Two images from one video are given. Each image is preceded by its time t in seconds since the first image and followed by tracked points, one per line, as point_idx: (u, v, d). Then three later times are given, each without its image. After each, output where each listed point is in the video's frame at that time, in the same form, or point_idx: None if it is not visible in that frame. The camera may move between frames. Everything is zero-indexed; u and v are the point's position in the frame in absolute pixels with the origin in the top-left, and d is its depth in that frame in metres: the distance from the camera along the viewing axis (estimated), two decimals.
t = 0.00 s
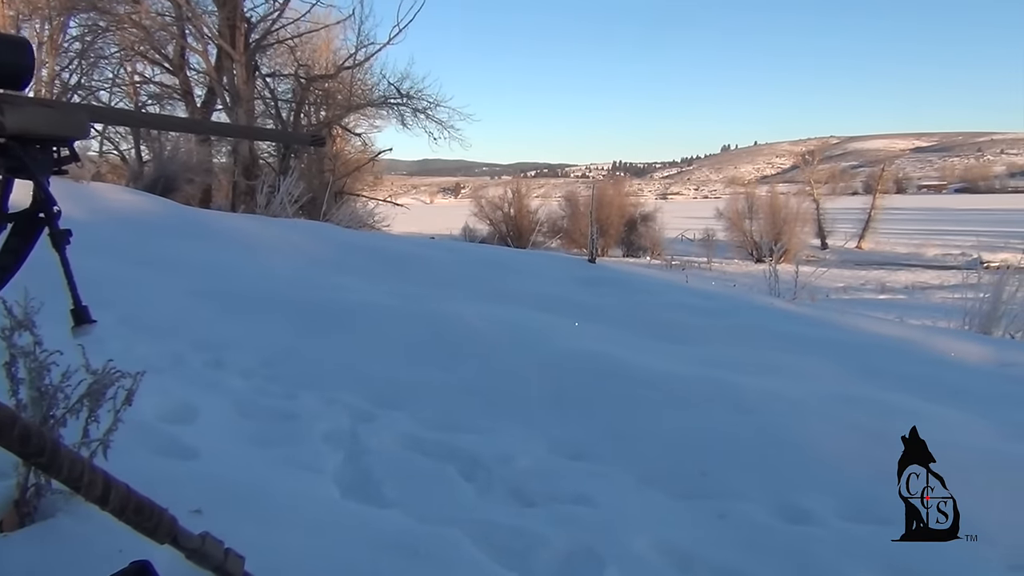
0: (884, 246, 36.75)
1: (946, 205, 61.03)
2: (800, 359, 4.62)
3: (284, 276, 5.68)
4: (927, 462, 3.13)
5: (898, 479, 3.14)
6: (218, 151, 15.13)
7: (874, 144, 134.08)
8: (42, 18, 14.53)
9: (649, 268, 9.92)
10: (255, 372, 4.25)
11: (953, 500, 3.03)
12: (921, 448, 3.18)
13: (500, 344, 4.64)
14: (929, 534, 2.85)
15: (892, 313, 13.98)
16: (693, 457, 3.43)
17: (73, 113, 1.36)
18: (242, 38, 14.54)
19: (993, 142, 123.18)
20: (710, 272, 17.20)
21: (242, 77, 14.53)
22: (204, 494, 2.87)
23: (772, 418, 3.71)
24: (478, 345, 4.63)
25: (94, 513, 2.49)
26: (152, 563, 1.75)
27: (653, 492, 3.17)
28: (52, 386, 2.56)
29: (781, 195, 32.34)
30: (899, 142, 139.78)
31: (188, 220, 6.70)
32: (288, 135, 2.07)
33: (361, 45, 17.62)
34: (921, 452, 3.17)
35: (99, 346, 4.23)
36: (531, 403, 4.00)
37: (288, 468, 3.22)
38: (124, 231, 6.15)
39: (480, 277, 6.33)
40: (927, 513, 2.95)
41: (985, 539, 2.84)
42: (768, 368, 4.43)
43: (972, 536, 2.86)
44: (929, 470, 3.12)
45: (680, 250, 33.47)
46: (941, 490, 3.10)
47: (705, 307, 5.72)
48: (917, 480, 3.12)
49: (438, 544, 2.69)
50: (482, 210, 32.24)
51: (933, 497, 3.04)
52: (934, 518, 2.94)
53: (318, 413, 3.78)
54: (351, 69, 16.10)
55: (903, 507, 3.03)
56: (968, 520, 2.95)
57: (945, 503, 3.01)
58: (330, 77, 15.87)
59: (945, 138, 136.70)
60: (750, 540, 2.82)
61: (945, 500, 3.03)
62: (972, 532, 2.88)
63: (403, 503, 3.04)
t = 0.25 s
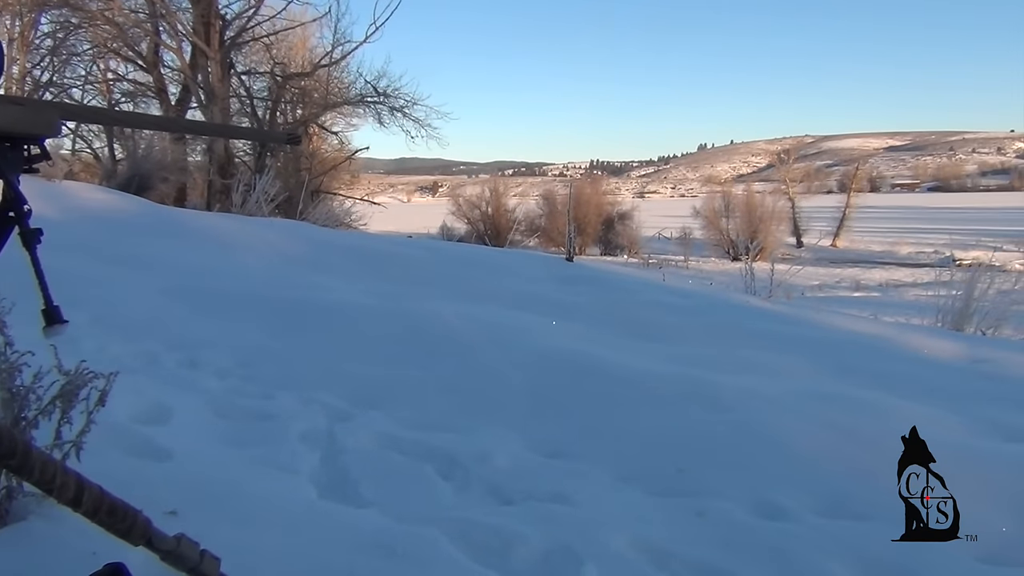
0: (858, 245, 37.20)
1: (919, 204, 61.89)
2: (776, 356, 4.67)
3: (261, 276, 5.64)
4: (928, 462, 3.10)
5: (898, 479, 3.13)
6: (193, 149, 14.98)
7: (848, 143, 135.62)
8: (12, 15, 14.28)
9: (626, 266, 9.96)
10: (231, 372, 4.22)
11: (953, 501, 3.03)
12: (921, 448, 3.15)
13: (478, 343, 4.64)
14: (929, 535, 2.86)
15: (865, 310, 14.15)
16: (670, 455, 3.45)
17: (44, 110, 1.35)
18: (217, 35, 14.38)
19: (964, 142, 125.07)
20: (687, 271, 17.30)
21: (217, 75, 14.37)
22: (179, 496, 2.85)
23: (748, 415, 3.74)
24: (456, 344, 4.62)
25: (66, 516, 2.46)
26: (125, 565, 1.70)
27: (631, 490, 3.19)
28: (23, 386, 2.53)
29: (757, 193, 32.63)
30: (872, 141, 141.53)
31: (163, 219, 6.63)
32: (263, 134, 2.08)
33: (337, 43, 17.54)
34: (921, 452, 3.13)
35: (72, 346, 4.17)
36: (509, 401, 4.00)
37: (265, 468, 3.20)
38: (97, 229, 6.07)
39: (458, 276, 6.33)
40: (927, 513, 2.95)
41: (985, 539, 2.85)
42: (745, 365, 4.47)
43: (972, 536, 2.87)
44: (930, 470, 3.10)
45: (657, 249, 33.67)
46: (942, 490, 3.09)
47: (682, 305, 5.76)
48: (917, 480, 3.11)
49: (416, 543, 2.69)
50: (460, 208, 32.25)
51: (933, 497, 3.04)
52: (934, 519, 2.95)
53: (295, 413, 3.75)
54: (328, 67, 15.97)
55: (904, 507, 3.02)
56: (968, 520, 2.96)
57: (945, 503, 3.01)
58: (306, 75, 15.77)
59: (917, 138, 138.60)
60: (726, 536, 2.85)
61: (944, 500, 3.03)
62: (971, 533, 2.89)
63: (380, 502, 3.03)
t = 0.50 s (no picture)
0: (832, 242, 37.65)
1: (892, 202, 62.80)
2: (751, 353, 4.72)
3: (236, 275, 5.59)
4: (927, 462, 3.12)
5: (898, 479, 3.14)
6: (167, 147, 14.83)
7: (822, 141, 137.17)
8: None
9: (603, 264, 10.00)
10: (205, 371, 4.18)
11: (953, 501, 3.03)
12: (920, 447, 3.17)
13: (455, 341, 4.63)
14: (928, 534, 2.86)
15: (839, 307, 14.34)
16: (647, 452, 3.48)
17: (14, 110, 1.39)
18: (191, 32, 14.22)
19: (935, 140, 126.99)
20: (663, 269, 17.41)
21: (190, 72, 14.26)
22: (153, 497, 2.82)
23: (724, 412, 3.78)
24: (433, 342, 4.62)
25: (37, 518, 2.43)
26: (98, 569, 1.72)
27: (608, 487, 3.21)
28: None
29: (732, 191, 32.91)
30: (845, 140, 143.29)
31: (136, 218, 6.54)
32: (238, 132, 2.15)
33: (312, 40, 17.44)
34: (921, 451, 3.15)
35: (42, 346, 4.11)
36: (487, 399, 4.01)
37: (241, 469, 3.17)
38: (69, 228, 5.99)
39: (435, 274, 6.32)
40: (927, 513, 2.96)
41: (985, 539, 2.85)
42: (720, 362, 4.52)
43: (972, 536, 2.87)
44: (929, 470, 3.11)
45: (634, 247, 33.89)
46: (942, 490, 3.09)
47: (657, 303, 5.80)
48: (917, 480, 3.12)
49: (394, 543, 2.68)
50: (436, 206, 32.23)
51: (933, 497, 3.05)
52: (934, 518, 2.95)
53: (271, 413, 3.73)
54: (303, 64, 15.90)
55: (903, 507, 3.03)
56: (968, 520, 2.96)
57: (944, 503, 3.02)
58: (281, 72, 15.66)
59: (889, 136, 140.47)
60: (701, 532, 2.87)
61: (944, 500, 3.03)
62: (972, 533, 2.89)
63: (357, 501, 3.02)
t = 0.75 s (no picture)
0: (811, 239, 37.99)
1: (869, 199, 63.51)
2: (730, 349, 4.76)
3: (216, 273, 5.54)
4: (927, 462, 3.13)
5: (898, 479, 3.14)
6: (144, 144, 14.68)
7: (800, 139, 138.36)
8: None
9: (584, 261, 10.03)
10: (184, 370, 4.14)
11: (953, 500, 3.04)
12: (920, 445, 3.18)
13: (436, 338, 4.63)
14: (929, 534, 2.88)
15: (818, 304, 14.48)
16: (627, 448, 3.50)
17: None
18: (168, 28, 14.07)
19: (911, 138, 128.49)
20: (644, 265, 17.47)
21: (168, 68, 14.14)
22: (131, 497, 2.80)
23: (704, 408, 3.80)
24: (414, 340, 4.61)
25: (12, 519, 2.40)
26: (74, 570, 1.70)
27: (588, 483, 3.23)
28: None
29: (712, 188, 33.11)
30: (823, 137, 144.48)
31: (113, 215, 6.47)
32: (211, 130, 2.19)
33: (291, 36, 17.32)
34: (921, 450, 3.16)
35: (18, 345, 4.05)
36: (468, 397, 4.00)
37: (220, 467, 3.15)
38: (44, 225, 5.90)
39: (415, 272, 6.31)
40: (927, 513, 2.97)
41: (984, 538, 2.86)
42: (700, 359, 4.55)
43: (972, 536, 2.88)
44: (929, 470, 3.12)
45: (614, 244, 34.04)
46: (942, 490, 3.10)
47: (638, 300, 5.82)
48: (917, 479, 3.13)
49: (376, 541, 2.68)
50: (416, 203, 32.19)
51: (933, 497, 3.06)
52: (934, 518, 2.96)
53: (251, 411, 3.71)
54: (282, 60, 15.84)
55: (904, 507, 3.04)
56: (968, 520, 2.97)
57: (945, 503, 3.03)
58: (260, 69, 15.55)
59: (866, 134, 141.91)
60: (681, 528, 2.90)
61: (945, 500, 3.04)
62: (972, 533, 2.90)
63: (337, 500, 3.01)
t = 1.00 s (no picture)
0: (787, 234, 38.35)
1: (844, 195, 64.21)
2: (708, 344, 4.80)
3: (192, 269, 5.48)
4: (927, 462, 3.09)
5: (898, 479, 3.11)
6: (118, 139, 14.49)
7: (776, 135, 139.51)
8: None
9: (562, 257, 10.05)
10: (159, 367, 4.10)
11: (953, 500, 3.01)
12: (920, 445, 3.12)
13: (414, 335, 4.62)
14: (928, 534, 2.85)
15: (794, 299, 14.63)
16: (606, 443, 3.51)
17: None
18: (142, 22, 13.88)
19: (885, 134, 129.89)
20: (622, 261, 17.54)
21: (143, 63, 13.94)
22: (107, 495, 2.77)
23: (682, 402, 3.83)
24: (392, 337, 4.59)
25: None
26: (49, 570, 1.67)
27: (567, 478, 3.24)
28: None
29: (689, 183, 33.30)
30: (799, 133, 145.75)
31: (86, 212, 6.38)
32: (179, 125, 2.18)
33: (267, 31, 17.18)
34: (920, 450, 3.11)
35: None
36: (447, 393, 4.00)
37: (197, 465, 3.13)
38: (16, 221, 5.81)
39: (394, 268, 6.28)
40: (927, 513, 2.94)
41: (985, 538, 2.83)
42: (679, 353, 4.58)
43: (972, 536, 2.85)
44: (929, 470, 3.09)
45: (593, 240, 34.14)
46: (941, 490, 3.08)
47: (616, 295, 5.84)
48: (917, 479, 3.10)
49: (354, 538, 2.67)
50: (394, 199, 32.09)
51: (933, 497, 3.03)
52: (933, 518, 2.93)
53: (228, 409, 3.68)
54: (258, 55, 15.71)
55: (903, 507, 3.01)
56: (969, 520, 2.94)
57: (945, 503, 3.00)
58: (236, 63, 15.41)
59: (841, 130, 143.33)
60: (659, 521, 2.91)
61: (944, 500, 3.01)
62: (972, 532, 2.88)
63: (316, 497, 3.00)
